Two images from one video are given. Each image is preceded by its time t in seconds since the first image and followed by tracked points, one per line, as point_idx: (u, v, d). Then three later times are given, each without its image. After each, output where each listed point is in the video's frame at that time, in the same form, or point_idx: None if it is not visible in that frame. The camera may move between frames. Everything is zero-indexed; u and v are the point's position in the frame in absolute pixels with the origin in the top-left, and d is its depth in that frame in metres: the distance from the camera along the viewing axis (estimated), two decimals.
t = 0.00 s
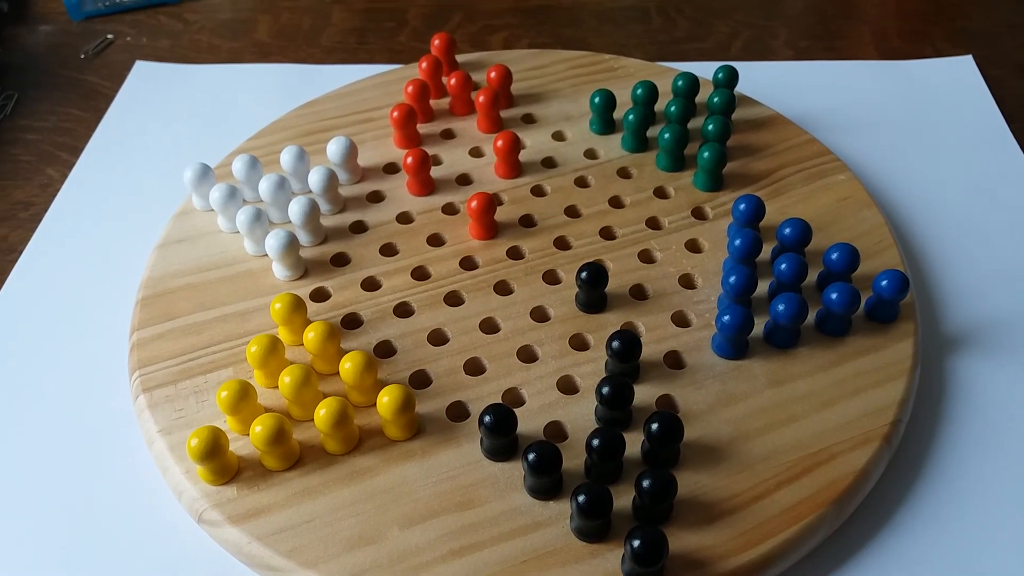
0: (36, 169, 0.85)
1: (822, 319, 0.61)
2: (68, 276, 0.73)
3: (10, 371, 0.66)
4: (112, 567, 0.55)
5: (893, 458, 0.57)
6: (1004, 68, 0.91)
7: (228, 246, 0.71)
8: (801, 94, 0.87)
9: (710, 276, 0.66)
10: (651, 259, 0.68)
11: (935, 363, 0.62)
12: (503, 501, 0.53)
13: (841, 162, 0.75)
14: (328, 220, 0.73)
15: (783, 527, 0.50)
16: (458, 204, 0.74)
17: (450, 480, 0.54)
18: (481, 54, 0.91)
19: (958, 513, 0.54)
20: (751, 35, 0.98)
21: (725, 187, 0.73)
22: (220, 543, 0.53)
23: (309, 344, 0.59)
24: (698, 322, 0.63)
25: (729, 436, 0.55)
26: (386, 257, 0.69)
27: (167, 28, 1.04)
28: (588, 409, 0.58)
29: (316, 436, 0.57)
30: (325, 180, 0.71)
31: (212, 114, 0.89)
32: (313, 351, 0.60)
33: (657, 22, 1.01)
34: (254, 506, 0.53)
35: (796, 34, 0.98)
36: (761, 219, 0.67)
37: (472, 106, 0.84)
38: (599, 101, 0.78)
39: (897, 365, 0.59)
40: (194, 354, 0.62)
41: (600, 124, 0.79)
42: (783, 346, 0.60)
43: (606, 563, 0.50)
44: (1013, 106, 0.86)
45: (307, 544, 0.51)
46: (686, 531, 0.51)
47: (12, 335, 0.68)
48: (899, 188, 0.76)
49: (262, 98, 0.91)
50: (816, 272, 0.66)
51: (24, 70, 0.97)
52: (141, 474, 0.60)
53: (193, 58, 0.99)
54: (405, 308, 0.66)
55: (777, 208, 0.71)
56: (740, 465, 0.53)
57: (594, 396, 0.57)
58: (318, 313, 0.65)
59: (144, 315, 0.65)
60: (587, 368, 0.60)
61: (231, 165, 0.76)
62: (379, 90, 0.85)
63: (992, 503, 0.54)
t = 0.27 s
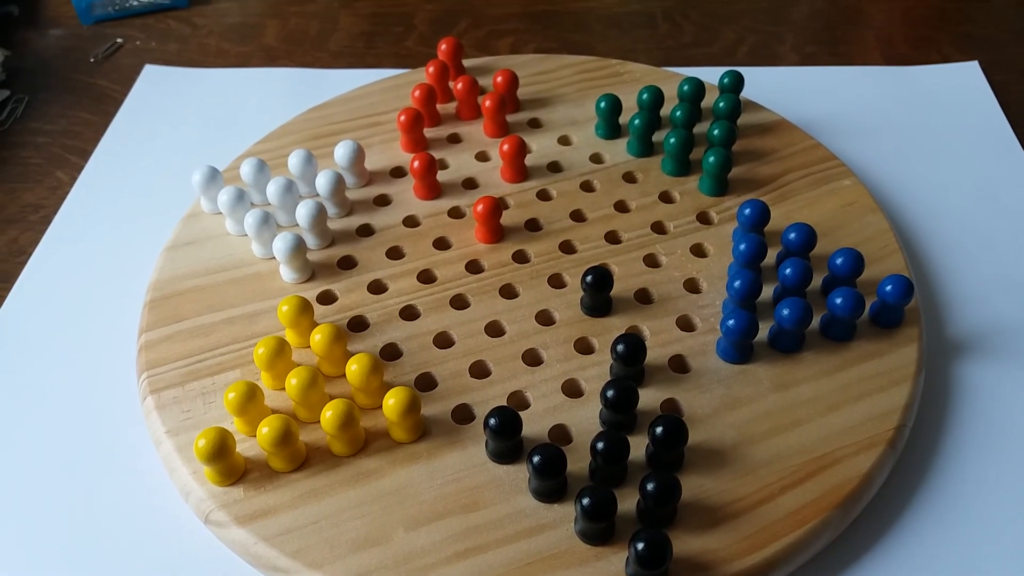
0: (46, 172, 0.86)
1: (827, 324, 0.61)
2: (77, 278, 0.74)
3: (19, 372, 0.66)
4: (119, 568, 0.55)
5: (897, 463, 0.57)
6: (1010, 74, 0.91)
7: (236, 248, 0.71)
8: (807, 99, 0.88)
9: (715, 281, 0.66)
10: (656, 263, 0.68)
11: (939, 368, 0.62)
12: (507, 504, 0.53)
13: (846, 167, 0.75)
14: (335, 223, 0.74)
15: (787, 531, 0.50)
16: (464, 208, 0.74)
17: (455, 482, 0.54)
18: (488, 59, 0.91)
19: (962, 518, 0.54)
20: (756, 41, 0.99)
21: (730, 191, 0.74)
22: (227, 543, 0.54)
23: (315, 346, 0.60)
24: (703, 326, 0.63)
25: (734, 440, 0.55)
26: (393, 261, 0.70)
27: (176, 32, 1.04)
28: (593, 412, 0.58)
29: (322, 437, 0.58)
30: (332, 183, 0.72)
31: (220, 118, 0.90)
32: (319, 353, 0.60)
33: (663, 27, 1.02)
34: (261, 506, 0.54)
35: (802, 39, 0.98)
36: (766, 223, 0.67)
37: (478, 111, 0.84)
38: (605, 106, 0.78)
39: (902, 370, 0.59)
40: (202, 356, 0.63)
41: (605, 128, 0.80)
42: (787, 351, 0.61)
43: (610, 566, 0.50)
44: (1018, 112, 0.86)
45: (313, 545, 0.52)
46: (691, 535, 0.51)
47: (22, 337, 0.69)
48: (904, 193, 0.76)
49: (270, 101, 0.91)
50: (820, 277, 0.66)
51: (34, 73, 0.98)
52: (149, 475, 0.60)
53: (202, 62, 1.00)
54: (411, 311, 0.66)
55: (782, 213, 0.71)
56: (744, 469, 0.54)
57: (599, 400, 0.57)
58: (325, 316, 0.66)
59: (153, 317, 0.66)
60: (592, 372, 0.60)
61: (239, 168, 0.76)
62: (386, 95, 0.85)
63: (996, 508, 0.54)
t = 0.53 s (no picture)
0: (48, 169, 0.86)
1: (828, 322, 0.61)
2: (79, 276, 0.74)
3: (21, 369, 0.67)
4: (124, 563, 0.55)
5: (898, 461, 0.57)
6: (1012, 73, 0.91)
7: (238, 246, 0.71)
8: (808, 98, 0.88)
9: (716, 279, 0.66)
10: (658, 261, 0.68)
11: (941, 366, 0.62)
12: (509, 501, 0.53)
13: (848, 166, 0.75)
14: (336, 221, 0.74)
15: (788, 529, 0.50)
16: (466, 206, 0.74)
17: (456, 479, 0.55)
18: (489, 57, 0.91)
19: (963, 516, 0.54)
20: (758, 39, 0.99)
21: (732, 189, 0.74)
22: (229, 540, 0.54)
23: (317, 343, 0.60)
24: (705, 324, 0.63)
25: (735, 438, 0.55)
26: (395, 258, 0.70)
27: (178, 30, 1.04)
28: (594, 410, 0.58)
29: (324, 434, 0.58)
30: (334, 181, 0.72)
31: (221, 115, 0.90)
32: (321, 350, 0.60)
33: (665, 25, 1.02)
34: (263, 503, 0.54)
35: (804, 38, 0.98)
36: (768, 221, 0.67)
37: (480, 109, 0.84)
38: (607, 104, 0.78)
39: (903, 368, 0.59)
40: (204, 353, 0.63)
41: (607, 126, 0.80)
42: (788, 349, 0.61)
43: (611, 563, 0.50)
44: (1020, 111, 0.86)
45: (314, 542, 0.52)
46: (692, 532, 0.51)
47: (24, 334, 0.69)
48: (905, 192, 0.76)
49: (272, 99, 0.91)
50: (822, 275, 0.66)
51: (36, 70, 0.98)
52: (151, 472, 0.60)
53: (204, 60, 1.00)
54: (413, 309, 0.66)
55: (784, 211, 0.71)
56: (745, 466, 0.54)
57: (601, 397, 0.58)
58: (327, 313, 0.66)
59: (154, 314, 0.66)
60: (594, 370, 0.61)
61: (241, 166, 0.76)
62: (388, 93, 0.85)
63: (997, 506, 0.54)
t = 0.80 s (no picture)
0: (53, 168, 0.86)
1: (835, 323, 0.61)
2: (83, 274, 0.74)
3: (25, 367, 0.67)
4: (128, 562, 0.55)
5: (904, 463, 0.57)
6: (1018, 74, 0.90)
7: (243, 245, 0.71)
8: (814, 98, 0.88)
9: (722, 280, 0.66)
10: (664, 262, 0.68)
11: (947, 368, 0.62)
12: (514, 502, 0.53)
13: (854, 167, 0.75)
14: (341, 221, 0.74)
15: (794, 531, 0.50)
16: (471, 206, 0.74)
17: (461, 480, 0.54)
18: (494, 57, 0.91)
19: (970, 518, 0.54)
20: (764, 39, 0.98)
21: (738, 190, 0.73)
22: (233, 539, 0.54)
23: (322, 343, 0.60)
24: (710, 325, 0.63)
25: (741, 439, 0.55)
26: (400, 258, 0.70)
27: (183, 29, 1.04)
28: (599, 411, 0.58)
29: (329, 434, 0.58)
30: (339, 181, 0.72)
31: (226, 115, 0.90)
32: (326, 350, 0.60)
33: (670, 26, 1.01)
34: (267, 503, 0.54)
35: (809, 38, 0.98)
36: (774, 222, 0.67)
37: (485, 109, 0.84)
38: (613, 104, 0.78)
39: (910, 370, 0.59)
40: (209, 352, 0.63)
41: (613, 126, 0.80)
42: (794, 350, 0.60)
43: (616, 565, 0.50)
44: None
45: (319, 542, 0.51)
46: (698, 534, 0.51)
47: (28, 332, 0.69)
48: (911, 193, 0.76)
49: (276, 99, 0.91)
50: (828, 276, 0.66)
51: (41, 69, 0.98)
52: (155, 471, 0.60)
53: (208, 59, 1.00)
54: (418, 309, 0.66)
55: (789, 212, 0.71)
56: (751, 468, 0.53)
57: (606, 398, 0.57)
58: (332, 313, 0.66)
59: (159, 313, 0.66)
60: (599, 370, 0.60)
61: (246, 165, 0.76)
62: (392, 92, 0.85)
63: (1004, 509, 0.54)
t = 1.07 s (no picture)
0: (51, 165, 0.86)
1: (836, 311, 0.61)
2: (83, 271, 0.74)
3: (27, 365, 0.67)
4: (131, 558, 0.55)
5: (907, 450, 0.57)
6: (1017, 61, 0.90)
7: (242, 240, 0.71)
8: (812, 87, 0.87)
9: (722, 269, 0.66)
10: (664, 251, 0.68)
11: (948, 355, 0.62)
12: (517, 492, 0.53)
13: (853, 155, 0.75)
14: (340, 214, 0.73)
15: (797, 519, 0.50)
16: (470, 198, 0.74)
17: (463, 471, 0.54)
18: (492, 49, 0.91)
19: (972, 505, 0.54)
20: (761, 29, 0.98)
21: (737, 179, 0.73)
22: (236, 534, 0.54)
23: (323, 336, 0.60)
24: (711, 314, 0.63)
25: (743, 428, 0.55)
26: (399, 251, 0.70)
27: (179, 25, 1.04)
28: (601, 401, 0.58)
29: (331, 427, 0.58)
30: (338, 174, 0.72)
31: (223, 110, 0.90)
32: (327, 344, 0.60)
33: (667, 16, 1.01)
34: (270, 497, 0.54)
35: (807, 27, 0.98)
36: (774, 211, 0.67)
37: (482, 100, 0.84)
38: (611, 94, 0.78)
39: (911, 357, 0.58)
40: (209, 347, 0.63)
41: (611, 117, 0.79)
42: (795, 338, 0.60)
43: (620, 554, 0.50)
44: None
45: (322, 536, 0.51)
46: (701, 524, 0.51)
47: (29, 330, 0.69)
48: (911, 180, 0.76)
49: (274, 93, 0.91)
50: (828, 264, 0.66)
51: (37, 66, 0.98)
52: (158, 466, 0.60)
53: (205, 54, 0.99)
54: (418, 301, 0.66)
55: (789, 200, 0.71)
56: (754, 457, 0.53)
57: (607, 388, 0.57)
58: (332, 307, 0.66)
59: (159, 308, 0.66)
60: (600, 361, 0.60)
61: (244, 160, 0.76)
62: (390, 85, 0.85)
63: (1007, 496, 0.54)
